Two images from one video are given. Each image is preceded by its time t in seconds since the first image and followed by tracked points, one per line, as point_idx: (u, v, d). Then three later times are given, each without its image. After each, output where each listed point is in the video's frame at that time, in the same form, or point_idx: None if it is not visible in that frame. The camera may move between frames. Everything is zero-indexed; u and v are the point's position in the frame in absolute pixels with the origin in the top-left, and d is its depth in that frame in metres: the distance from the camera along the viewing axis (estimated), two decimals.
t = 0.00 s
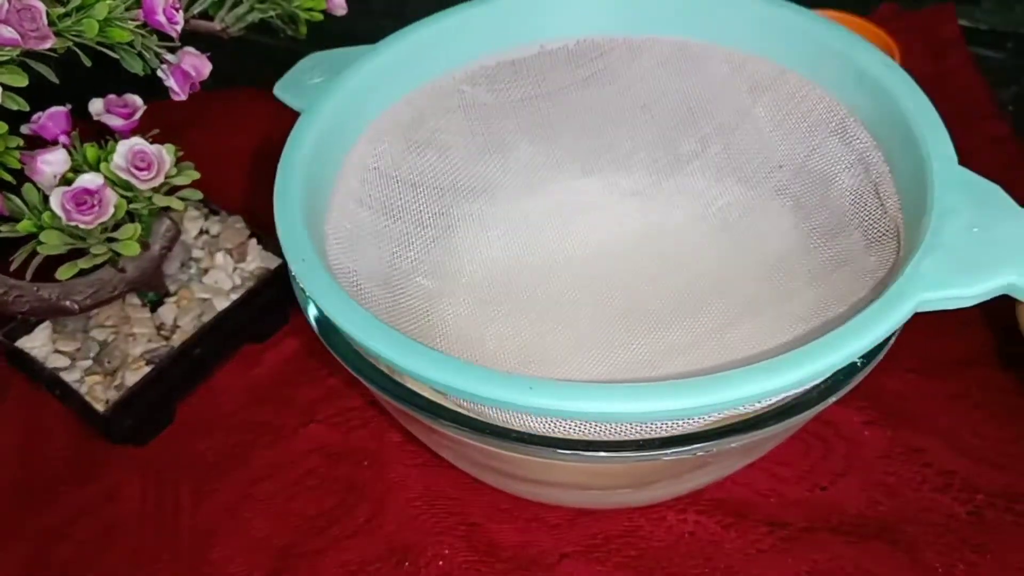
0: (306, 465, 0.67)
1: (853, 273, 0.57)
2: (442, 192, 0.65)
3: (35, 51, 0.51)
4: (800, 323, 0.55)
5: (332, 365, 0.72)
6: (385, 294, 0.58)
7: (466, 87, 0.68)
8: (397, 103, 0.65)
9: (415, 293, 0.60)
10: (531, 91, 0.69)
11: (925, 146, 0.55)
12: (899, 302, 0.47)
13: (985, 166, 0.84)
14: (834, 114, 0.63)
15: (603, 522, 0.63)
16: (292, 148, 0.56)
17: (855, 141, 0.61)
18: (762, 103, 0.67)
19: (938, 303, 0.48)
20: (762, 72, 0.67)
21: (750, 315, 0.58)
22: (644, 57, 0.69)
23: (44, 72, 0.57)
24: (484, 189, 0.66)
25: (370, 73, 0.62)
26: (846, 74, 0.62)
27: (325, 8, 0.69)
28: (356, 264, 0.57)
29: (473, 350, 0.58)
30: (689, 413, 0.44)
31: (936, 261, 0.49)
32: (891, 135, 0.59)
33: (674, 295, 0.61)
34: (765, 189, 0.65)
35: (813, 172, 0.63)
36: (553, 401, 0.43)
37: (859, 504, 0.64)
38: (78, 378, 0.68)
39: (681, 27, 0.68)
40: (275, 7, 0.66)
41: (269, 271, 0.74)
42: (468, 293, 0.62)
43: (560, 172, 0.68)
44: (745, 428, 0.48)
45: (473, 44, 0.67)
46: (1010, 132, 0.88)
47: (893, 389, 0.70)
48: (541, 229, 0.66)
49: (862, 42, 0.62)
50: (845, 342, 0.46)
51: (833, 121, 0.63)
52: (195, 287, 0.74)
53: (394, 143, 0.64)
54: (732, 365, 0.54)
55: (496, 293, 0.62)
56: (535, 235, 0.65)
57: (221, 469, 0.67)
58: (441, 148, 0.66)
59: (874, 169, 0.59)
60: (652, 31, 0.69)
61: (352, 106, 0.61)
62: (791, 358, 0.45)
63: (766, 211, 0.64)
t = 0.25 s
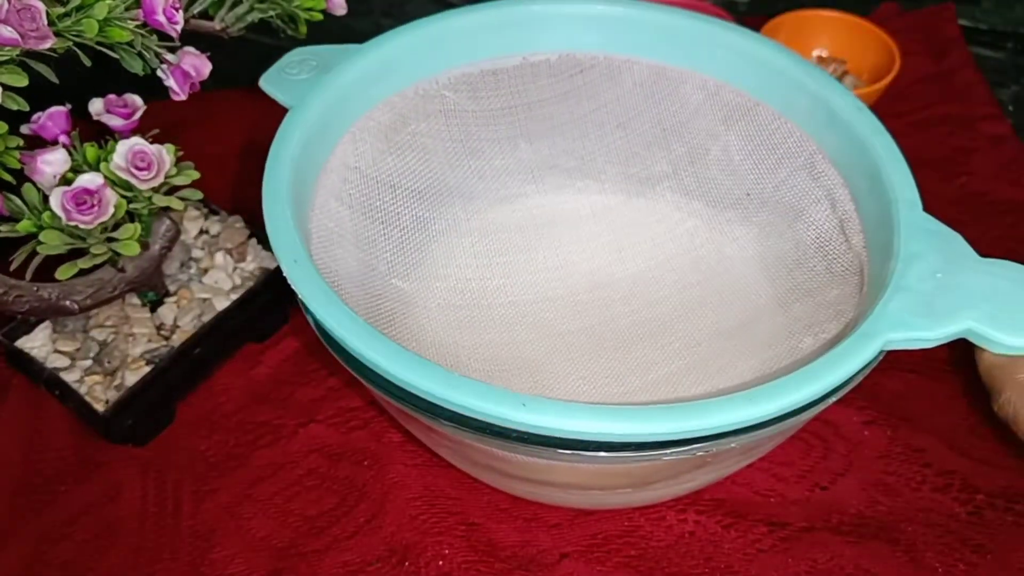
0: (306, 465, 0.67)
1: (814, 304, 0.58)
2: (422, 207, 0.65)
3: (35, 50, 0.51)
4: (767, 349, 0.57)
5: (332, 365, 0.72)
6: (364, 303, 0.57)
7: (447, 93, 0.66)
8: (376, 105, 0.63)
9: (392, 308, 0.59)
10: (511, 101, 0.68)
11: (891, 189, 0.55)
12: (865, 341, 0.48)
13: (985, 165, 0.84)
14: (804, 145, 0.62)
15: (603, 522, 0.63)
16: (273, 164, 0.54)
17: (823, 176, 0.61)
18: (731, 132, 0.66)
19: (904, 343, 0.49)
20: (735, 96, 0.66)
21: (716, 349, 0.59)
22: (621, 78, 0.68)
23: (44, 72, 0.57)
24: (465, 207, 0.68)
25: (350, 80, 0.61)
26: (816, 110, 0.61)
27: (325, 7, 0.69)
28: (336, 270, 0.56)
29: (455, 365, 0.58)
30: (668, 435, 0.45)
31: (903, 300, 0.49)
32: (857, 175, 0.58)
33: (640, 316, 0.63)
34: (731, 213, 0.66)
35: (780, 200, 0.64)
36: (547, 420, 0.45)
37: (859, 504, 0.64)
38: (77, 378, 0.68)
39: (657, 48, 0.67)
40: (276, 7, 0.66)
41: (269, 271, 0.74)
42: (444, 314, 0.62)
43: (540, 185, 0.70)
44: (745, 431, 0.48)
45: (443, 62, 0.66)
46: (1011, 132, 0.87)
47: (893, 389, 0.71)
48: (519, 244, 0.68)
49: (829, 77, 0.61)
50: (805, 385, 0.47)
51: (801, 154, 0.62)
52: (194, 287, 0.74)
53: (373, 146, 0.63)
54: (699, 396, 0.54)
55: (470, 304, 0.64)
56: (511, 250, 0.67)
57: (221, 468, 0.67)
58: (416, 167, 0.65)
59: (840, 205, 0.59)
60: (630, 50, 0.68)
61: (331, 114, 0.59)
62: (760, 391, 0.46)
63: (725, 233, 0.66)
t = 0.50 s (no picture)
0: (306, 465, 0.67)
1: (814, 304, 0.58)
2: (422, 205, 0.65)
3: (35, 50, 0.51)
4: (767, 349, 0.57)
5: (332, 365, 0.72)
6: (364, 304, 0.57)
7: (446, 93, 0.67)
8: (376, 105, 0.64)
9: (392, 308, 0.59)
10: (509, 100, 0.68)
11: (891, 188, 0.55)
12: (866, 342, 0.48)
13: (985, 165, 0.84)
14: (804, 145, 0.62)
15: (604, 521, 0.63)
16: (274, 163, 0.55)
17: (822, 175, 0.61)
18: (730, 131, 0.66)
19: (904, 343, 0.49)
20: (733, 96, 0.66)
21: (717, 349, 0.58)
22: (619, 77, 0.68)
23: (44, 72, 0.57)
24: (464, 204, 0.67)
25: (350, 78, 0.61)
26: (815, 110, 0.61)
27: (325, 7, 0.69)
28: (334, 272, 0.56)
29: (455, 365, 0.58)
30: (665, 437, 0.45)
31: (903, 299, 0.49)
32: (856, 176, 0.58)
33: (640, 315, 0.63)
34: (731, 212, 0.66)
35: (780, 200, 0.64)
36: (548, 422, 0.45)
37: (859, 504, 0.64)
38: (77, 378, 0.68)
39: (656, 49, 0.67)
40: (276, 7, 0.66)
41: (269, 270, 0.74)
42: (444, 314, 0.62)
43: (539, 184, 0.70)
44: (745, 431, 0.48)
45: (442, 62, 0.66)
46: (1011, 131, 0.87)
47: (893, 389, 0.71)
48: (521, 242, 0.67)
49: (828, 77, 0.61)
50: (804, 385, 0.47)
51: (800, 153, 0.62)
52: (194, 287, 0.74)
53: (372, 146, 0.63)
54: (699, 396, 0.54)
55: (470, 304, 0.63)
56: (511, 249, 0.67)
57: (221, 468, 0.67)
58: (416, 168, 0.65)
59: (839, 205, 0.59)
60: (629, 50, 0.68)
61: (331, 113, 0.60)
62: (762, 391, 0.46)
63: (726, 232, 0.66)
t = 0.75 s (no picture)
0: (306, 465, 0.67)
1: (814, 304, 0.58)
2: (421, 205, 0.65)
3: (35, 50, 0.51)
4: (767, 349, 0.57)
5: (332, 365, 0.72)
6: (364, 304, 0.57)
7: (446, 93, 0.67)
8: (376, 105, 0.64)
9: (392, 308, 0.59)
10: (509, 100, 0.68)
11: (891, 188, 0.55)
12: (866, 342, 0.48)
13: (985, 165, 0.84)
14: (803, 145, 0.62)
15: (604, 521, 0.63)
16: (273, 162, 0.55)
17: (822, 175, 0.61)
18: (730, 131, 0.66)
19: (904, 343, 0.49)
20: (733, 96, 0.66)
21: (717, 349, 0.58)
22: (619, 77, 0.68)
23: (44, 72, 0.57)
24: (465, 204, 0.67)
25: (350, 79, 0.61)
26: (815, 110, 0.61)
27: (325, 7, 0.69)
28: (335, 272, 0.56)
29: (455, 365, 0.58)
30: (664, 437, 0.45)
31: (904, 299, 0.49)
32: (855, 177, 0.58)
33: (641, 315, 0.62)
34: (731, 212, 0.66)
35: (780, 200, 0.64)
36: (546, 421, 0.45)
37: (859, 504, 0.64)
38: (78, 378, 0.68)
39: (656, 49, 0.67)
40: (275, 7, 0.66)
41: (269, 270, 0.74)
42: (444, 314, 0.62)
43: (539, 184, 0.70)
44: (745, 431, 0.48)
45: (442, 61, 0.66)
46: (1011, 131, 0.87)
47: (892, 390, 0.71)
48: (521, 243, 0.67)
49: (828, 77, 0.61)
50: (804, 385, 0.47)
51: (800, 153, 0.62)
52: (194, 287, 0.74)
53: (372, 146, 0.63)
54: (699, 396, 0.54)
55: (469, 303, 0.63)
56: (511, 249, 0.67)
57: (220, 468, 0.67)
58: (417, 168, 0.65)
59: (839, 205, 0.59)
60: (629, 50, 0.68)
61: (330, 112, 0.60)
62: (762, 390, 0.46)
63: (726, 232, 0.66)
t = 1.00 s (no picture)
0: (306, 465, 0.67)
1: (814, 303, 0.58)
2: (421, 205, 0.65)
3: (35, 50, 0.51)
4: (767, 349, 0.57)
5: (332, 365, 0.72)
6: (364, 304, 0.57)
7: (446, 93, 0.67)
8: (376, 105, 0.64)
9: (392, 308, 0.59)
10: (509, 100, 0.68)
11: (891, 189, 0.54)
12: (866, 342, 0.48)
13: (985, 165, 0.84)
14: (803, 145, 0.62)
15: (604, 521, 0.63)
16: (274, 160, 0.55)
17: (822, 175, 0.61)
18: (730, 131, 0.66)
19: (904, 343, 0.49)
20: (733, 96, 0.66)
21: (717, 349, 0.58)
22: (619, 77, 0.68)
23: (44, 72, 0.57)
24: (464, 204, 0.67)
25: (349, 79, 0.61)
26: (814, 110, 0.62)
27: (325, 7, 0.69)
28: (335, 273, 0.56)
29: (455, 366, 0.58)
30: (664, 436, 0.45)
31: (904, 299, 0.49)
32: (855, 177, 0.58)
33: (641, 315, 0.62)
34: (731, 211, 0.66)
35: (780, 199, 0.64)
36: (547, 421, 0.45)
37: (859, 504, 0.64)
38: (78, 378, 0.68)
39: (657, 49, 0.67)
40: (275, 7, 0.66)
41: (269, 270, 0.74)
42: (444, 314, 0.62)
43: (539, 184, 0.70)
44: (745, 431, 0.48)
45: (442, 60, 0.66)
46: (1011, 131, 0.87)
47: (892, 390, 0.71)
48: (521, 243, 0.67)
49: (828, 77, 0.61)
50: (804, 384, 0.47)
51: (800, 153, 0.62)
52: (194, 287, 0.74)
53: (372, 146, 0.63)
54: (699, 396, 0.55)
55: (469, 303, 0.63)
56: (511, 249, 0.67)
57: (220, 468, 0.67)
58: (415, 168, 0.65)
59: (839, 206, 0.59)
60: (629, 50, 0.68)
61: (330, 112, 0.60)
62: (762, 391, 0.46)
63: (726, 232, 0.66)
